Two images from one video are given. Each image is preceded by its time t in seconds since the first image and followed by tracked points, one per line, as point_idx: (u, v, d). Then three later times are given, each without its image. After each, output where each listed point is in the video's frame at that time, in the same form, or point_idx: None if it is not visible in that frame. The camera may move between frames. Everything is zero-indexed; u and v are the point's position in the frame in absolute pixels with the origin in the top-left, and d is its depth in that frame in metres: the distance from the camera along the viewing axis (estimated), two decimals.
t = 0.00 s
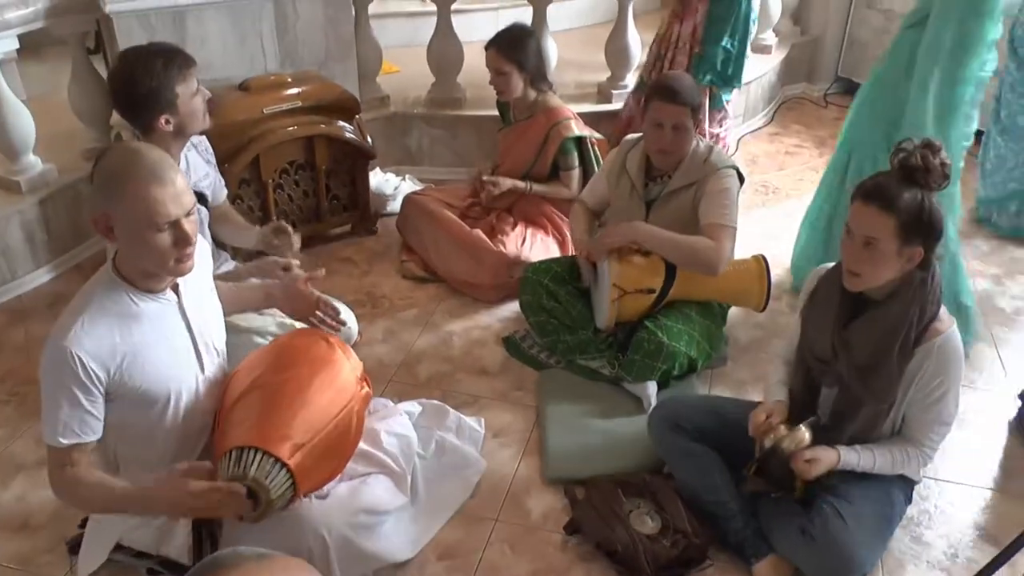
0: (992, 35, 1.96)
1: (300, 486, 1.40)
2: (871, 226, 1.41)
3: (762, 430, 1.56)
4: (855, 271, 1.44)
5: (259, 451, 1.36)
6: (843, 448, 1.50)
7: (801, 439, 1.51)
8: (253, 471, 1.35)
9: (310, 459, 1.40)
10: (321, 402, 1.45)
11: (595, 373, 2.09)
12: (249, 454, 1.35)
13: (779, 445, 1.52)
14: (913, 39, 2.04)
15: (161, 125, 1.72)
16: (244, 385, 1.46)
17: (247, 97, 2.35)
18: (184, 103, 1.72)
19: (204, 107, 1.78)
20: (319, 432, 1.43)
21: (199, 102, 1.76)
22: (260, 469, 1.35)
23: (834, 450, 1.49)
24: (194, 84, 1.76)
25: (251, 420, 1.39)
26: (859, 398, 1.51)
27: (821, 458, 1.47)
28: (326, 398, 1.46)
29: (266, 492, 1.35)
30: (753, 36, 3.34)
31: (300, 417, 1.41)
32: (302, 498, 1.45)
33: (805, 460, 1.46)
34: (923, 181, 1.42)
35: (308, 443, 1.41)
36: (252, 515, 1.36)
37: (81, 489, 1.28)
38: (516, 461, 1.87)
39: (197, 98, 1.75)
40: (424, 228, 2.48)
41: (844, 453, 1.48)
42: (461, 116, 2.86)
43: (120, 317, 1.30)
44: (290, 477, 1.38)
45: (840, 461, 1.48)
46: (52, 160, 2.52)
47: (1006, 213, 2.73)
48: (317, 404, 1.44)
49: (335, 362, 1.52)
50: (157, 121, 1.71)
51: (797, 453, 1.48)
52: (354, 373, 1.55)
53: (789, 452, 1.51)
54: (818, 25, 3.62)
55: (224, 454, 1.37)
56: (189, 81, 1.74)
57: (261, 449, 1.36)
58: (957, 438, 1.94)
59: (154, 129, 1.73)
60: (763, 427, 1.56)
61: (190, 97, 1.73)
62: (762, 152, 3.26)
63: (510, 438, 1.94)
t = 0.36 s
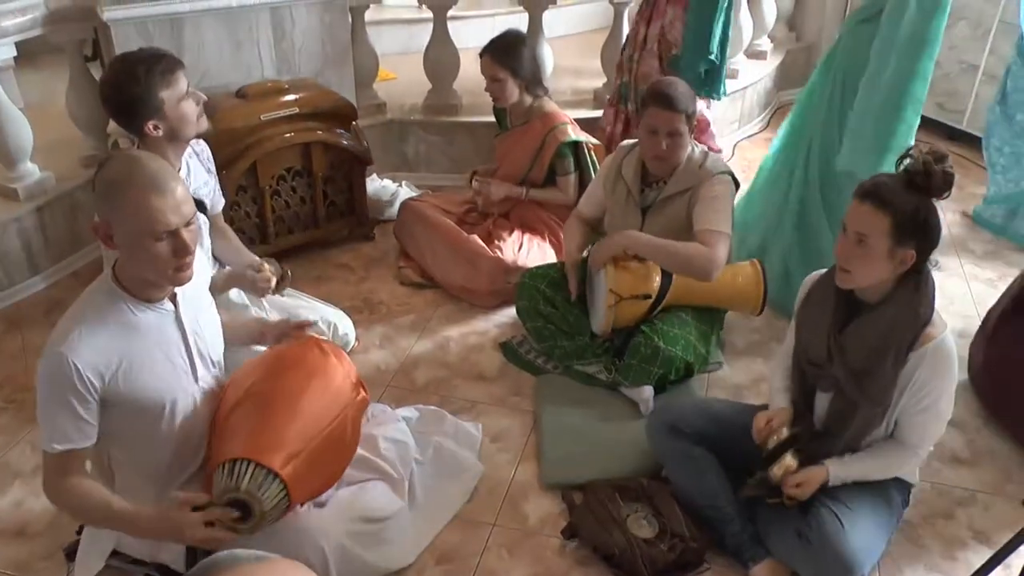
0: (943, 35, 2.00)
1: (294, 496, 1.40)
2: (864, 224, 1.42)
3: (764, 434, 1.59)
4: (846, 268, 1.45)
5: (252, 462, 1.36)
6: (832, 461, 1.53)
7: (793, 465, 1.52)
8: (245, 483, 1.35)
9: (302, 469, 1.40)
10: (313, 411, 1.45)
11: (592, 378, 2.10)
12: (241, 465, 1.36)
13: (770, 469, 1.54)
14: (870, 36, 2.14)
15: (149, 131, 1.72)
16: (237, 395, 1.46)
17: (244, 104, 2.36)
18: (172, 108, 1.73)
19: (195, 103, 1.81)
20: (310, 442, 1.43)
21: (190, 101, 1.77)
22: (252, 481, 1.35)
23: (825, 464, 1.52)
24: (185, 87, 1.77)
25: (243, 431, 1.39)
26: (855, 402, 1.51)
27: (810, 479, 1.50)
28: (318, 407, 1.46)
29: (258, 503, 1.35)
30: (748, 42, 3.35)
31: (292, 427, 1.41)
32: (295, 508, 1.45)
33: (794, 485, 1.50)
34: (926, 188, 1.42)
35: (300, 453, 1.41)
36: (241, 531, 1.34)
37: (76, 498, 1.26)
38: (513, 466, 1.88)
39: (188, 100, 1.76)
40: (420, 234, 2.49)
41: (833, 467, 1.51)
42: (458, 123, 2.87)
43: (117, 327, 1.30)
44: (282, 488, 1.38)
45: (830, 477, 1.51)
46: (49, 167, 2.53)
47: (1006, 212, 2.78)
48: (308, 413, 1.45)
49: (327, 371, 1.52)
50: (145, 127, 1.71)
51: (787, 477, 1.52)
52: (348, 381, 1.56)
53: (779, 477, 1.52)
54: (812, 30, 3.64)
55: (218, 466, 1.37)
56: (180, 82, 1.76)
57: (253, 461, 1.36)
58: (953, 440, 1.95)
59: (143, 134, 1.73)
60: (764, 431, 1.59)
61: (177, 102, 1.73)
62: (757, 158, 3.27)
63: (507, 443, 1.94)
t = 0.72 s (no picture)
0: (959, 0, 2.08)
1: (296, 494, 1.41)
2: (866, 221, 1.42)
3: (768, 408, 1.60)
4: (844, 261, 1.46)
5: (253, 460, 1.37)
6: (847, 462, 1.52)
7: (811, 466, 1.52)
8: (247, 480, 1.35)
9: (304, 467, 1.41)
10: (315, 409, 1.46)
11: (596, 377, 2.11)
12: (243, 463, 1.36)
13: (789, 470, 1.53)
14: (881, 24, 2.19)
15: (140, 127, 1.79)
16: (240, 393, 1.46)
17: (247, 105, 2.36)
18: (158, 108, 1.72)
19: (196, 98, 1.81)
20: (313, 440, 1.43)
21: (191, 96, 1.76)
22: (254, 478, 1.36)
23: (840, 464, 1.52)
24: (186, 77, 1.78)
25: (245, 428, 1.40)
26: (858, 397, 1.52)
27: (825, 480, 1.50)
28: (320, 405, 1.46)
29: (260, 500, 1.36)
30: (751, 42, 3.35)
31: (294, 425, 1.42)
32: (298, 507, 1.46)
33: (809, 487, 1.50)
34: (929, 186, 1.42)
35: (302, 450, 1.41)
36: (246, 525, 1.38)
37: (78, 497, 1.27)
38: (515, 467, 1.88)
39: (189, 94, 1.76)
40: (423, 234, 2.49)
41: (849, 468, 1.51)
42: (461, 123, 2.87)
43: (125, 325, 1.31)
44: (284, 485, 1.39)
45: (845, 477, 1.51)
46: (54, 169, 2.54)
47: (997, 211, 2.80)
48: (311, 411, 1.45)
49: (329, 369, 1.53)
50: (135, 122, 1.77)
51: (803, 478, 1.51)
52: (350, 379, 1.56)
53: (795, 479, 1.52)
54: (815, 30, 3.63)
55: (220, 463, 1.38)
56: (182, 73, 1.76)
57: (255, 458, 1.37)
58: (957, 440, 1.94)
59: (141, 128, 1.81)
60: (768, 405, 1.60)
61: (162, 101, 1.72)
62: (761, 157, 3.27)
63: (510, 443, 1.94)
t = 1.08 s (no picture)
0: None
1: (303, 492, 1.41)
2: (869, 219, 1.42)
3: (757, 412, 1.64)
4: (854, 262, 1.45)
5: (260, 457, 1.37)
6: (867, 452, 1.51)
7: (830, 445, 1.48)
8: (255, 478, 1.35)
9: (310, 465, 1.41)
10: (322, 409, 1.46)
11: (600, 378, 2.10)
12: (250, 461, 1.36)
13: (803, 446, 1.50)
14: None
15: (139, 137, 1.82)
16: (246, 392, 1.47)
17: (252, 105, 2.36)
18: (148, 111, 1.74)
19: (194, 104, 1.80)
20: (319, 439, 1.44)
21: (181, 106, 1.75)
22: (261, 475, 1.36)
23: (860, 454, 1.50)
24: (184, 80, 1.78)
25: (252, 427, 1.40)
26: (881, 402, 1.51)
27: (845, 463, 1.47)
28: (327, 404, 1.47)
29: (268, 497, 1.35)
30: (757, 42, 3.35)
31: (301, 424, 1.42)
32: (304, 505, 1.45)
33: (830, 467, 1.47)
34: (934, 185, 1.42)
35: (309, 449, 1.42)
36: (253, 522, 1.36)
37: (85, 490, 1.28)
38: (520, 468, 1.87)
39: (179, 104, 1.75)
40: (428, 234, 2.49)
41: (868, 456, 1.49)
42: (466, 124, 2.87)
43: (129, 324, 1.31)
44: (291, 483, 1.39)
45: (865, 466, 1.49)
46: (59, 168, 2.54)
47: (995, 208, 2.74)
48: (318, 410, 1.46)
49: (334, 368, 1.53)
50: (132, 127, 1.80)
51: (820, 457, 1.48)
52: (356, 379, 1.56)
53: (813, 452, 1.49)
54: (821, 31, 3.62)
55: (227, 461, 1.38)
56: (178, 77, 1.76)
57: (262, 456, 1.37)
58: (963, 443, 1.93)
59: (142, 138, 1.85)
60: (758, 408, 1.64)
61: (150, 104, 1.73)
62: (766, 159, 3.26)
63: (515, 443, 1.94)
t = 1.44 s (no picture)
0: None
1: (307, 494, 1.41)
2: (880, 219, 1.42)
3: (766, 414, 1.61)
4: (861, 263, 1.45)
5: (265, 460, 1.36)
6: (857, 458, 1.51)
7: (818, 458, 1.52)
8: (259, 480, 1.35)
9: (313, 468, 1.41)
10: (326, 411, 1.46)
11: (604, 381, 2.09)
12: (254, 463, 1.36)
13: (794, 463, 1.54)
14: None
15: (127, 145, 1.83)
16: (250, 394, 1.46)
17: (256, 106, 2.36)
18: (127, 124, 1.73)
19: (178, 116, 1.76)
20: (322, 442, 1.43)
21: (156, 120, 1.72)
22: (265, 478, 1.35)
23: (850, 462, 1.50)
24: (167, 91, 1.74)
25: (256, 430, 1.40)
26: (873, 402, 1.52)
27: (834, 472, 1.49)
28: (331, 406, 1.47)
29: (272, 500, 1.35)
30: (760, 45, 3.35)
31: (305, 427, 1.42)
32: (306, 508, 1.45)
33: (819, 478, 1.49)
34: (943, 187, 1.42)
35: (312, 452, 1.41)
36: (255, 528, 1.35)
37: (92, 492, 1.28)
38: (523, 470, 1.87)
39: (154, 119, 1.72)
40: (432, 236, 2.49)
41: (858, 464, 1.49)
42: (469, 125, 2.87)
43: (133, 324, 1.31)
44: (295, 486, 1.38)
45: (855, 473, 1.49)
46: (64, 168, 2.55)
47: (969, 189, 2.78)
48: (322, 413, 1.45)
49: (338, 371, 1.53)
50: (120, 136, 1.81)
51: (811, 470, 1.51)
52: (359, 382, 1.56)
53: (807, 467, 1.53)
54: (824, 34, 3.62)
55: (230, 464, 1.38)
56: (159, 89, 1.72)
57: (266, 458, 1.36)
58: (967, 447, 1.93)
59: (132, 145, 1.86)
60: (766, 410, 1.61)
61: (126, 119, 1.72)
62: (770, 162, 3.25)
63: (518, 445, 1.94)
